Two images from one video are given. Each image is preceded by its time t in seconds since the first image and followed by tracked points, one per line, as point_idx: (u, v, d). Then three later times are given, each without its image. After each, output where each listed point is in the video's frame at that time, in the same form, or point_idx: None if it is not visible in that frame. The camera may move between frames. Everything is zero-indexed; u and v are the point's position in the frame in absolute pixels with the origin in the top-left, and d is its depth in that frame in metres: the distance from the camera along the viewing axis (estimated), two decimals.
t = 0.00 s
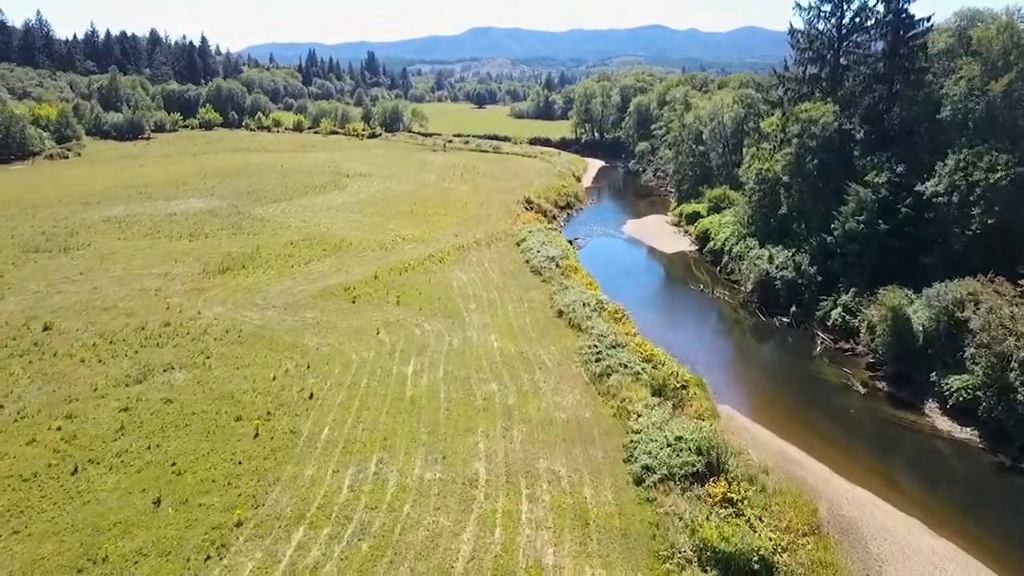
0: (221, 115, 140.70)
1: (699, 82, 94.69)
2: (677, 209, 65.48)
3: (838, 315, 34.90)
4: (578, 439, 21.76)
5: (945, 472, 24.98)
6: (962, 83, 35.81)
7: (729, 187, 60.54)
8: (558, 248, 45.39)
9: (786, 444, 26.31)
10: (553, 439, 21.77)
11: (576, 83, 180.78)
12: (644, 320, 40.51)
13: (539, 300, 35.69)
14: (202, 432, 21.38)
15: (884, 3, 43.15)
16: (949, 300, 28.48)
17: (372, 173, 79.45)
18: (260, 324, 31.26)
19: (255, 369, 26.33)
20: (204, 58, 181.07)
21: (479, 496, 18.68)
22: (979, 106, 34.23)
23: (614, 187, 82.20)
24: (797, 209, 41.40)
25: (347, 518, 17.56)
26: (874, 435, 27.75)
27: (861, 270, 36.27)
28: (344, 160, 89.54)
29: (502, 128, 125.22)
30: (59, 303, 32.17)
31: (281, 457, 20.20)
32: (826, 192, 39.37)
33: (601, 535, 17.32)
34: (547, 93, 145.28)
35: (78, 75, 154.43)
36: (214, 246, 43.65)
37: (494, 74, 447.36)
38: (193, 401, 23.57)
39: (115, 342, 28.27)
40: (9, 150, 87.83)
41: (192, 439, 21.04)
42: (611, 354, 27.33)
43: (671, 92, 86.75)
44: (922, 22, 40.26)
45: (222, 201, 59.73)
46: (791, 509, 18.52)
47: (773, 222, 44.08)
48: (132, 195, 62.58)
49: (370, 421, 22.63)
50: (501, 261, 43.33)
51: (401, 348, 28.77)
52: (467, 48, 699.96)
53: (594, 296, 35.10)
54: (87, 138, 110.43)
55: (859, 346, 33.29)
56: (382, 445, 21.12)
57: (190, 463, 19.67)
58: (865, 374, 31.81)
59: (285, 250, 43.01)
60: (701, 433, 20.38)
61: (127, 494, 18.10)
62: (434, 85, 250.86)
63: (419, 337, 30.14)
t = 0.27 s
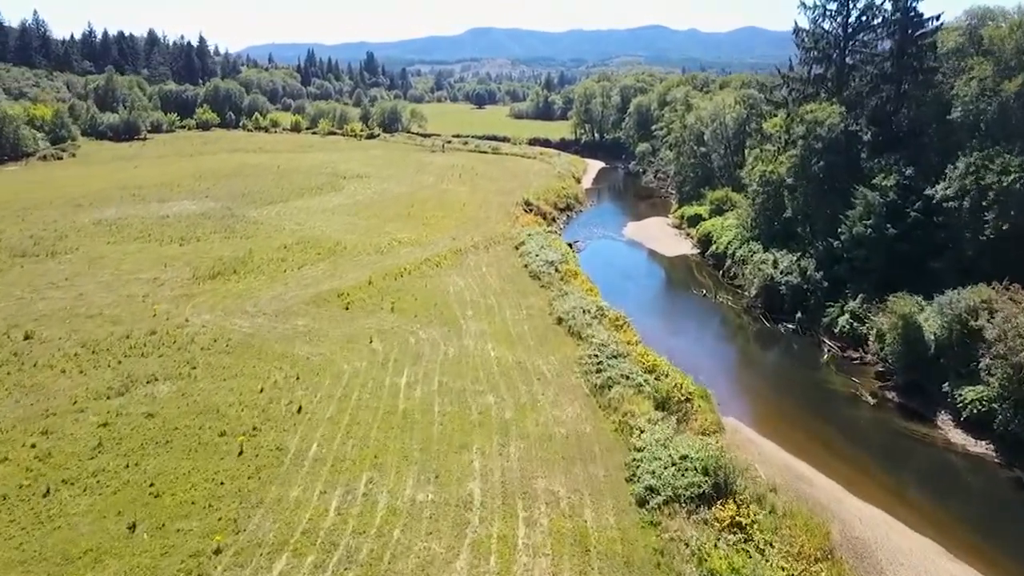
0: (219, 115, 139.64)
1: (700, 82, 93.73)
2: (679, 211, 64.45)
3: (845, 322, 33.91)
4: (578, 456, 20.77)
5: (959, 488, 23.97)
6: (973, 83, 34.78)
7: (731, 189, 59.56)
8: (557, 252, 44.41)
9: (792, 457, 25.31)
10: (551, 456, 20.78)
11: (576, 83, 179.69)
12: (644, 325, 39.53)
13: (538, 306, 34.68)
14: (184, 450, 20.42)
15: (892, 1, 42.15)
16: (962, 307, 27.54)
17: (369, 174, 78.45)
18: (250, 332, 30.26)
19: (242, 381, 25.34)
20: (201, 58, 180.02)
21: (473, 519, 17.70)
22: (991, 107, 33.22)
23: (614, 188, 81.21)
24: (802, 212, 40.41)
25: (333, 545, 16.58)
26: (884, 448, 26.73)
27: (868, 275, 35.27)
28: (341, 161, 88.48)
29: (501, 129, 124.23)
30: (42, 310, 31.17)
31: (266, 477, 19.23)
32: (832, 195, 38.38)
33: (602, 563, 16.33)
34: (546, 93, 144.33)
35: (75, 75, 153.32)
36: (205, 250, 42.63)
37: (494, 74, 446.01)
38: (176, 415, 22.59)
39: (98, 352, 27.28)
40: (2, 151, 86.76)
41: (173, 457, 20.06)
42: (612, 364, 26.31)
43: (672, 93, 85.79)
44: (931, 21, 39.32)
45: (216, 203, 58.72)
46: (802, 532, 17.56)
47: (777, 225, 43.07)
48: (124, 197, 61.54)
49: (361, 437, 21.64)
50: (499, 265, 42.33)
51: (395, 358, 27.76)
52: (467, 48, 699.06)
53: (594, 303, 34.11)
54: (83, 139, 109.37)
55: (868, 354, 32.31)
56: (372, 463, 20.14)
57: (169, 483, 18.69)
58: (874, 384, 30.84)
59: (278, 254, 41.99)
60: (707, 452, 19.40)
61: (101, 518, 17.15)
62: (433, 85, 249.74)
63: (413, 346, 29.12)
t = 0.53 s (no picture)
0: (216, 116, 138.67)
1: (700, 82, 92.78)
2: (680, 214, 63.47)
3: (854, 329, 32.92)
4: (579, 475, 19.77)
5: (975, 505, 22.99)
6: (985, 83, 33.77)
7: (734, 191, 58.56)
8: (557, 256, 43.43)
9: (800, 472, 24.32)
10: (551, 475, 19.79)
11: (576, 83, 178.47)
12: (645, 331, 38.56)
13: (536, 313, 33.68)
14: (164, 468, 19.49)
15: None
16: (977, 316, 26.56)
17: (366, 176, 77.44)
18: (238, 340, 29.26)
19: (229, 393, 24.34)
20: (199, 58, 179.03)
21: (468, 546, 16.72)
22: (1005, 108, 32.22)
23: (614, 189, 80.23)
24: (808, 216, 39.43)
25: None
26: (895, 461, 25.72)
27: (877, 281, 34.30)
28: (339, 163, 87.47)
29: (500, 129, 123.21)
30: (25, 319, 30.17)
31: (248, 498, 18.26)
32: (838, 198, 37.44)
33: None
34: (546, 94, 143.36)
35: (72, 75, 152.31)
36: (197, 254, 41.63)
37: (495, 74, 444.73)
38: (157, 430, 21.61)
39: (81, 363, 26.30)
40: None
41: (152, 476, 19.12)
42: (614, 375, 25.32)
43: (673, 93, 84.81)
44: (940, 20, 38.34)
45: (210, 206, 57.75)
46: (816, 558, 16.61)
47: (782, 228, 42.08)
48: (117, 199, 60.55)
49: (351, 454, 20.67)
50: (497, 270, 41.34)
51: (388, 368, 26.77)
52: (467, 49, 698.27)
53: (595, 309, 33.12)
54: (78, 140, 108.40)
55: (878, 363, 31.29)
56: (362, 483, 19.15)
57: (146, 506, 17.72)
58: (885, 394, 29.85)
59: (271, 259, 40.98)
60: (714, 472, 18.44)
61: (72, 545, 16.24)
62: (432, 86, 248.62)
63: (407, 356, 28.13)
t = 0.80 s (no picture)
0: (213, 116, 137.72)
1: (702, 82, 91.86)
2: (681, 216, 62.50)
3: (863, 337, 31.95)
4: (580, 496, 18.82)
5: (992, 521, 22.07)
6: (998, 83, 32.80)
7: (736, 192, 57.60)
8: (557, 260, 42.47)
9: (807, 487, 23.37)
10: (550, 495, 18.85)
11: (577, 83, 177.19)
12: (645, 337, 37.63)
13: (535, 320, 32.72)
14: (143, 488, 18.52)
15: None
16: (993, 325, 25.60)
17: (364, 177, 76.48)
18: (227, 349, 28.28)
19: (215, 407, 23.34)
20: (198, 58, 178.05)
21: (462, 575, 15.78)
22: (1019, 109, 31.24)
23: (614, 190, 79.29)
24: (814, 219, 38.47)
25: None
26: (906, 475, 24.76)
27: (885, 287, 33.34)
28: (336, 163, 86.49)
29: (500, 130, 122.23)
30: (7, 327, 29.21)
31: (230, 521, 17.30)
32: (846, 201, 36.49)
33: None
34: (546, 94, 142.37)
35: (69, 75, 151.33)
36: (188, 258, 40.67)
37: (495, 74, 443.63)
38: (138, 446, 20.65)
39: (62, 373, 25.34)
40: None
41: (130, 496, 18.17)
42: (617, 386, 24.35)
43: (674, 94, 83.81)
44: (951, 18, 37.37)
45: (204, 208, 56.83)
46: None
47: (787, 231, 41.10)
48: (110, 201, 59.60)
49: (340, 472, 19.71)
50: (495, 274, 40.38)
51: (381, 379, 25.79)
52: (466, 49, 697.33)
53: (596, 315, 32.17)
54: (74, 141, 107.45)
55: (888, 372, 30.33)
56: (352, 504, 18.21)
57: (121, 531, 16.76)
58: (896, 404, 28.89)
59: (264, 263, 40.01)
60: (723, 494, 17.51)
61: None
62: (432, 86, 247.59)
63: (401, 365, 27.16)
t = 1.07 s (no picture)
0: (211, 117, 136.71)
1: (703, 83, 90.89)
2: (683, 218, 61.55)
3: (873, 345, 30.97)
4: (582, 518, 17.86)
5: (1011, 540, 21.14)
6: (1011, 83, 31.84)
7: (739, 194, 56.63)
8: (557, 264, 41.52)
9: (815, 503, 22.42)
10: (550, 517, 17.89)
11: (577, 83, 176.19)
12: (645, 342, 36.71)
13: (534, 327, 31.75)
14: (120, 510, 17.57)
15: None
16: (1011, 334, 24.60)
17: (361, 178, 75.49)
18: (215, 358, 27.32)
19: (201, 421, 22.37)
20: (196, 58, 177.05)
21: None
22: None
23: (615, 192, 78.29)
24: (821, 222, 37.48)
25: None
26: (917, 489, 23.83)
27: (895, 293, 32.37)
28: (333, 164, 85.59)
29: (499, 130, 121.23)
30: None
31: (211, 547, 16.35)
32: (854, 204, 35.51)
33: None
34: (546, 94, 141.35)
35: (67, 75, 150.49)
36: (179, 263, 39.68)
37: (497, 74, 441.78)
38: (117, 464, 19.68)
39: (42, 385, 24.36)
40: None
41: (107, 519, 17.22)
42: (620, 398, 23.41)
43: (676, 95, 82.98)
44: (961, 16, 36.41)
45: (198, 211, 55.89)
46: None
47: (792, 235, 40.15)
48: (102, 203, 58.59)
49: (330, 492, 18.74)
50: (494, 279, 39.40)
51: (374, 391, 24.81)
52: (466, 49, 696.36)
53: (598, 322, 31.25)
54: (69, 141, 106.41)
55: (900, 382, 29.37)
56: (341, 528, 17.25)
57: (96, 559, 15.85)
58: (908, 415, 27.93)
59: (256, 268, 39.04)
60: (733, 519, 16.57)
61: None
62: (431, 86, 246.46)
63: (396, 376, 26.19)
